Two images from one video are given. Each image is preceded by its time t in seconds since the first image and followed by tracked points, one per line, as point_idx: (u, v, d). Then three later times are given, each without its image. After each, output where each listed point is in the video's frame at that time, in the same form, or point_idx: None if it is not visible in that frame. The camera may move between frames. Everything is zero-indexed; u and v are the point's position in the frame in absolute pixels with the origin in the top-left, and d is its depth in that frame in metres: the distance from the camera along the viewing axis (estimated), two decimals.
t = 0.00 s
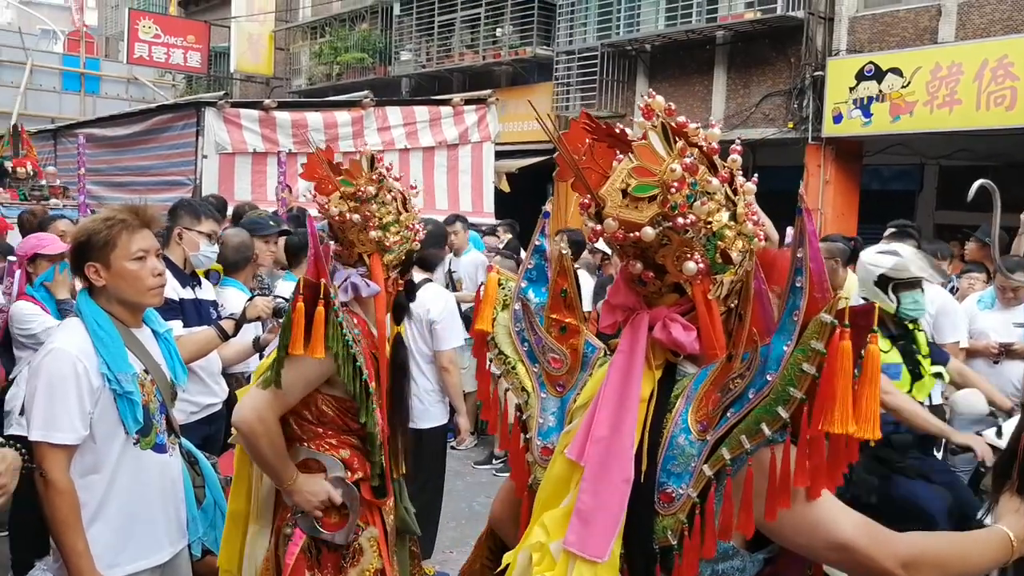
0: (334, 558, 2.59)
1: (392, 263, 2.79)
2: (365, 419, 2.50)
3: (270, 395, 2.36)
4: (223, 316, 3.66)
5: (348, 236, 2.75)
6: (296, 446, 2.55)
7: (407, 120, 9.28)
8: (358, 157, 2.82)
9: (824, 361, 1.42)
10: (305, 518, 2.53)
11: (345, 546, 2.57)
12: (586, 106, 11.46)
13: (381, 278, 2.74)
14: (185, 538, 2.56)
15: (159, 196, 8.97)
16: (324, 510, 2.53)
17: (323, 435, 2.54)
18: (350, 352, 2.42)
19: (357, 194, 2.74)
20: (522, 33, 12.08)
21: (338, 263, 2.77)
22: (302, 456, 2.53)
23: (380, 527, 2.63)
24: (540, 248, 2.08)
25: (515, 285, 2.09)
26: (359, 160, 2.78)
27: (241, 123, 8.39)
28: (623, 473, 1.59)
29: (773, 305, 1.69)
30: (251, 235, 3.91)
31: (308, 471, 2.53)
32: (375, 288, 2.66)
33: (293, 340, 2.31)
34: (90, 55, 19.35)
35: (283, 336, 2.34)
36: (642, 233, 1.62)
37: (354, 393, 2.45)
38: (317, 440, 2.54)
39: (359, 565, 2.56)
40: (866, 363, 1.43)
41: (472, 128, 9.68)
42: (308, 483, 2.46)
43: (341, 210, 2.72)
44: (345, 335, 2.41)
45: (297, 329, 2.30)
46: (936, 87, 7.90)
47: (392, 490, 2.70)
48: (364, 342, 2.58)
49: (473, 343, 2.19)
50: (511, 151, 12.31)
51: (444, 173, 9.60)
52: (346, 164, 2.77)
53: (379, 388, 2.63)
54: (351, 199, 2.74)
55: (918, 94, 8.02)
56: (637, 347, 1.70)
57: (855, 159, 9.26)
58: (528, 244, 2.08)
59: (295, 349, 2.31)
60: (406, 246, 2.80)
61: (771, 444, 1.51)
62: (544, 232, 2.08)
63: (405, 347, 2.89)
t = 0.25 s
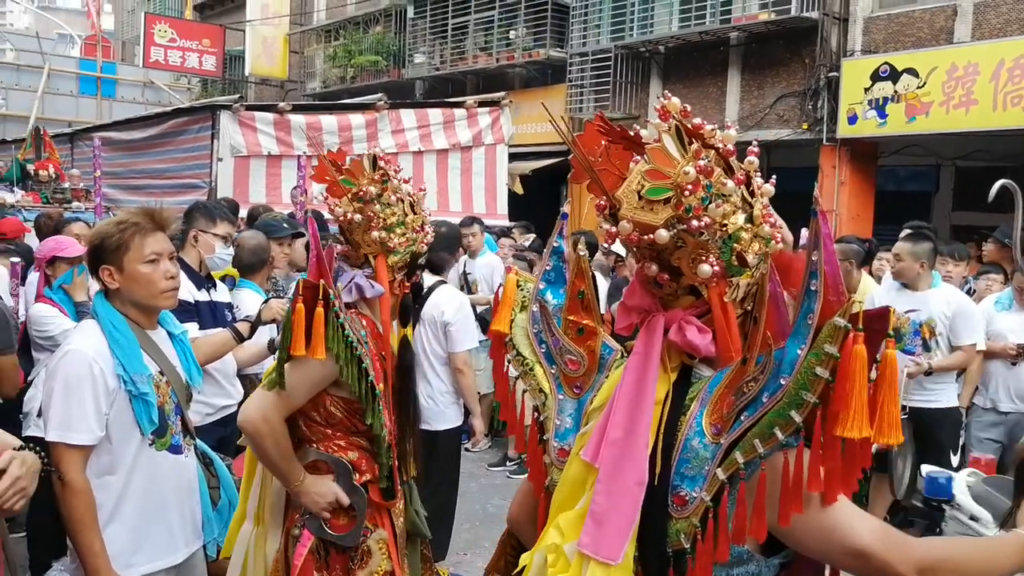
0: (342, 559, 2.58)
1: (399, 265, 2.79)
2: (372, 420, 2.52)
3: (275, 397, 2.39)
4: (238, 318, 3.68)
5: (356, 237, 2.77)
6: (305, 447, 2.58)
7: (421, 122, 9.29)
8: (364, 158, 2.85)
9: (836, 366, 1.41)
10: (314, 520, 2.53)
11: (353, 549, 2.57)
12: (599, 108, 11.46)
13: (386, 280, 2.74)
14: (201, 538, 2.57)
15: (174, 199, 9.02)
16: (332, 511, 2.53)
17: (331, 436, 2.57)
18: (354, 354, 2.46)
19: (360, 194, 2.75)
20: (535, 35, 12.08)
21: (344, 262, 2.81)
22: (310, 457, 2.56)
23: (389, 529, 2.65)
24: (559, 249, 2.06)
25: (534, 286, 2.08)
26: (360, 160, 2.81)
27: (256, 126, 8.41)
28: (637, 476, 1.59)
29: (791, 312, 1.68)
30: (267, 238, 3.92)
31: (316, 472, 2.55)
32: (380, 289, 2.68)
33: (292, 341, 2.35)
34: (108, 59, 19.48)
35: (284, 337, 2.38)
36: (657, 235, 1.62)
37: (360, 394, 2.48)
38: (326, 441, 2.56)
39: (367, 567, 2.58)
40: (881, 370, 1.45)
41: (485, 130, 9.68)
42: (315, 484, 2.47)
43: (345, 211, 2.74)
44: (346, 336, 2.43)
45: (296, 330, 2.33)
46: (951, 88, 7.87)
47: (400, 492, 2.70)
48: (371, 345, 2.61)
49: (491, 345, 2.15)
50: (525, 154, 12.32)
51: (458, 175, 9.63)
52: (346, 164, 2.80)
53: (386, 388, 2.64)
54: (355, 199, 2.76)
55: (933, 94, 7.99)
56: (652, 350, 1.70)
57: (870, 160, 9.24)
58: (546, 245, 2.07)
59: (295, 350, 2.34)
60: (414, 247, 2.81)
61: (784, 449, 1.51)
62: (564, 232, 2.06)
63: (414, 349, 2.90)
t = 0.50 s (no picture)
0: (348, 559, 2.59)
1: (402, 266, 2.79)
2: (376, 421, 2.53)
3: (280, 398, 2.40)
4: (248, 319, 3.69)
5: (359, 236, 2.77)
6: (311, 447, 2.59)
7: (430, 123, 9.32)
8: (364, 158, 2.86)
9: (846, 371, 1.42)
10: (320, 520, 2.53)
11: (359, 549, 2.58)
12: (608, 109, 11.45)
13: (387, 279, 2.72)
14: (208, 538, 2.58)
15: (184, 200, 9.04)
16: (337, 511, 2.54)
17: (337, 436, 2.57)
18: (358, 354, 2.46)
19: (358, 194, 2.77)
20: (544, 35, 12.07)
21: (348, 263, 2.82)
22: (317, 457, 2.57)
23: (395, 530, 2.65)
24: (572, 250, 2.05)
25: (548, 287, 2.08)
26: (358, 159, 2.83)
27: (266, 127, 8.43)
28: (646, 480, 1.58)
29: (801, 314, 1.68)
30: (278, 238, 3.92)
31: (322, 473, 2.56)
32: (382, 289, 2.69)
33: (295, 341, 2.37)
34: (119, 60, 19.56)
35: (287, 336, 2.39)
36: (668, 239, 1.61)
37: (365, 394, 2.48)
38: (332, 441, 2.57)
39: (372, 567, 2.58)
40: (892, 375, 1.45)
41: (494, 131, 9.67)
42: (320, 484, 2.48)
43: (345, 211, 2.76)
44: (350, 336, 2.44)
45: (298, 330, 2.36)
46: (963, 88, 7.82)
47: (406, 492, 2.71)
48: (377, 344, 2.63)
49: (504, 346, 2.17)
50: (534, 154, 12.33)
51: (467, 176, 9.64)
52: (344, 163, 2.82)
53: (391, 388, 2.64)
54: (354, 198, 2.77)
55: (944, 94, 7.95)
56: (664, 353, 1.69)
57: (881, 160, 9.21)
58: (560, 245, 2.06)
59: (297, 350, 2.36)
60: (417, 246, 2.80)
61: (793, 454, 1.50)
62: (579, 232, 2.06)
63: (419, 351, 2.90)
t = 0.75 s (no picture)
0: (350, 558, 2.59)
1: (401, 265, 2.79)
2: (377, 420, 2.53)
3: (282, 397, 2.40)
4: (250, 319, 3.69)
5: (356, 237, 2.78)
6: (314, 446, 2.59)
7: (433, 123, 9.32)
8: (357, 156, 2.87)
9: (851, 371, 1.42)
10: (322, 519, 2.54)
11: (361, 548, 2.58)
12: (611, 108, 11.45)
13: (387, 279, 2.73)
14: (210, 537, 2.58)
15: (186, 199, 9.05)
16: (340, 510, 2.54)
17: (339, 436, 2.58)
18: (359, 353, 2.46)
19: (352, 193, 2.77)
20: (547, 34, 12.07)
21: (348, 264, 2.83)
22: (319, 457, 2.57)
23: (397, 529, 2.66)
24: (574, 249, 2.04)
25: (549, 286, 2.06)
26: (350, 157, 2.81)
27: (268, 127, 8.42)
28: (649, 480, 1.58)
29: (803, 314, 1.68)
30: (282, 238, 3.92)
31: (324, 472, 2.56)
32: (381, 289, 2.69)
33: (296, 340, 2.37)
34: (122, 60, 19.59)
35: (289, 336, 2.39)
36: (672, 238, 1.61)
37: (366, 393, 2.49)
38: (333, 441, 2.57)
39: (375, 567, 2.59)
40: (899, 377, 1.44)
41: (497, 131, 9.61)
42: (322, 484, 2.48)
43: (341, 211, 2.77)
44: (351, 335, 2.45)
45: (300, 329, 2.36)
46: (966, 87, 7.80)
47: (408, 491, 2.71)
48: (378, 343, 2.63)
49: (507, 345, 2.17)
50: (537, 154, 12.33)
51: (469, 176, 9.65)
52: (336, 162, 2.81)
53: (392, 387, 2.64)
54: (348, 198, 2.78)
55: (947, 93, 7.94)
56: (667, 354, 1.69)
57: (884, 160, 9.21)
58: (562, 244, 2.04)
59: (299, 349, 2.36)
60: (415, 245, 2.81)
61: (797, 454, 1.51)
62: (580, 232, 2.04)
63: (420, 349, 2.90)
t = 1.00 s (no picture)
0: (352, 557, 2.59)
1: (399, 263, 2.79)
2: (378, 419, 2.53)
3: (283, 395, 2.40)
4: (252, 318, 3.70)
5: (353, 236, 2.78)
6: (315, 445, 2.59)
7: (434, 122, 9.33)
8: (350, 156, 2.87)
9: (847, 369, 1.41)
10: (323, 518, 2.53)
11: (362, 547, 2.58)
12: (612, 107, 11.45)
13: (385, 278, 2.73)
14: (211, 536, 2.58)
15: (188, 198, 9.05)
16: (341, 509, 2.54)
17: (340, 435, 2.58)
18: (359, 352, 2.46)
19: (347, 193, 2.77)
20: (548, 33, 12.07)
21: (348, 264, 2.83)
22: (320, 456, 2.56)
23: (398, 528, 2.65)
24: (576, 247, 2.04)
25: (550, 285, 2.06)
26: (343, 159, 2.82)
27: (270, 126, 8.42)
28: (648, 478, 1.58)
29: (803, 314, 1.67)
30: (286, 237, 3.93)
31: (325, 471, 2.56)
32: (380, 288, 2.69)
33: (298, 339, 2.36)
34: (125, 61, 19.63)
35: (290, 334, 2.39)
36: (671, 235, 1.60)
37: (366, 391, 2.49)
38: (334, 440, 2.57)
39: (377, 565, 2.59)
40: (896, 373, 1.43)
41: (497, 129, 9.71)
42: (323, 482, 2.48)
43: (338, 212, 2.78)
44: (352, 334, 2.45)
45: (301, 328, 2.36)
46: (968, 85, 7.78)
47: (409, 490, 2.71)
48: (378, 342, 2.63)
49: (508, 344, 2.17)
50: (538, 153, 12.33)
51: (471, 175, 9.66)
52: (329, 164, 2.82)
53: (393, 386, 2.64)
54: (343, 199, 2.78)
55: (949, 91, 7.91)
56: (667, 351, 1.69)
57: (885, 158, 9.19)
58: (564, 243, 2.04)
59: (300, 348, 2.36)
60: (412, 242, 2.81)
61: (796, 452, 1.50)
62: (582, 231, 2.04)
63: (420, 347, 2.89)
